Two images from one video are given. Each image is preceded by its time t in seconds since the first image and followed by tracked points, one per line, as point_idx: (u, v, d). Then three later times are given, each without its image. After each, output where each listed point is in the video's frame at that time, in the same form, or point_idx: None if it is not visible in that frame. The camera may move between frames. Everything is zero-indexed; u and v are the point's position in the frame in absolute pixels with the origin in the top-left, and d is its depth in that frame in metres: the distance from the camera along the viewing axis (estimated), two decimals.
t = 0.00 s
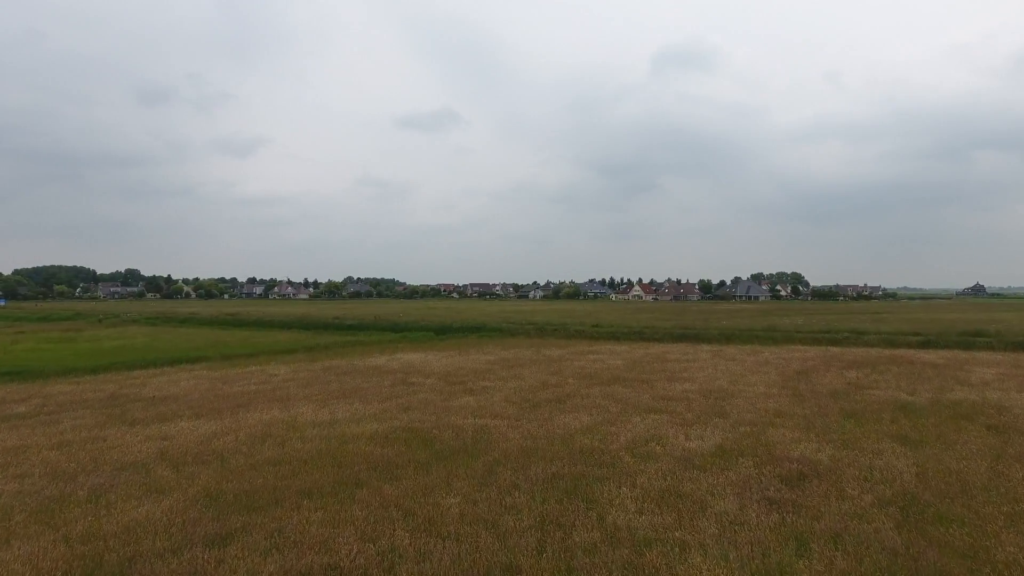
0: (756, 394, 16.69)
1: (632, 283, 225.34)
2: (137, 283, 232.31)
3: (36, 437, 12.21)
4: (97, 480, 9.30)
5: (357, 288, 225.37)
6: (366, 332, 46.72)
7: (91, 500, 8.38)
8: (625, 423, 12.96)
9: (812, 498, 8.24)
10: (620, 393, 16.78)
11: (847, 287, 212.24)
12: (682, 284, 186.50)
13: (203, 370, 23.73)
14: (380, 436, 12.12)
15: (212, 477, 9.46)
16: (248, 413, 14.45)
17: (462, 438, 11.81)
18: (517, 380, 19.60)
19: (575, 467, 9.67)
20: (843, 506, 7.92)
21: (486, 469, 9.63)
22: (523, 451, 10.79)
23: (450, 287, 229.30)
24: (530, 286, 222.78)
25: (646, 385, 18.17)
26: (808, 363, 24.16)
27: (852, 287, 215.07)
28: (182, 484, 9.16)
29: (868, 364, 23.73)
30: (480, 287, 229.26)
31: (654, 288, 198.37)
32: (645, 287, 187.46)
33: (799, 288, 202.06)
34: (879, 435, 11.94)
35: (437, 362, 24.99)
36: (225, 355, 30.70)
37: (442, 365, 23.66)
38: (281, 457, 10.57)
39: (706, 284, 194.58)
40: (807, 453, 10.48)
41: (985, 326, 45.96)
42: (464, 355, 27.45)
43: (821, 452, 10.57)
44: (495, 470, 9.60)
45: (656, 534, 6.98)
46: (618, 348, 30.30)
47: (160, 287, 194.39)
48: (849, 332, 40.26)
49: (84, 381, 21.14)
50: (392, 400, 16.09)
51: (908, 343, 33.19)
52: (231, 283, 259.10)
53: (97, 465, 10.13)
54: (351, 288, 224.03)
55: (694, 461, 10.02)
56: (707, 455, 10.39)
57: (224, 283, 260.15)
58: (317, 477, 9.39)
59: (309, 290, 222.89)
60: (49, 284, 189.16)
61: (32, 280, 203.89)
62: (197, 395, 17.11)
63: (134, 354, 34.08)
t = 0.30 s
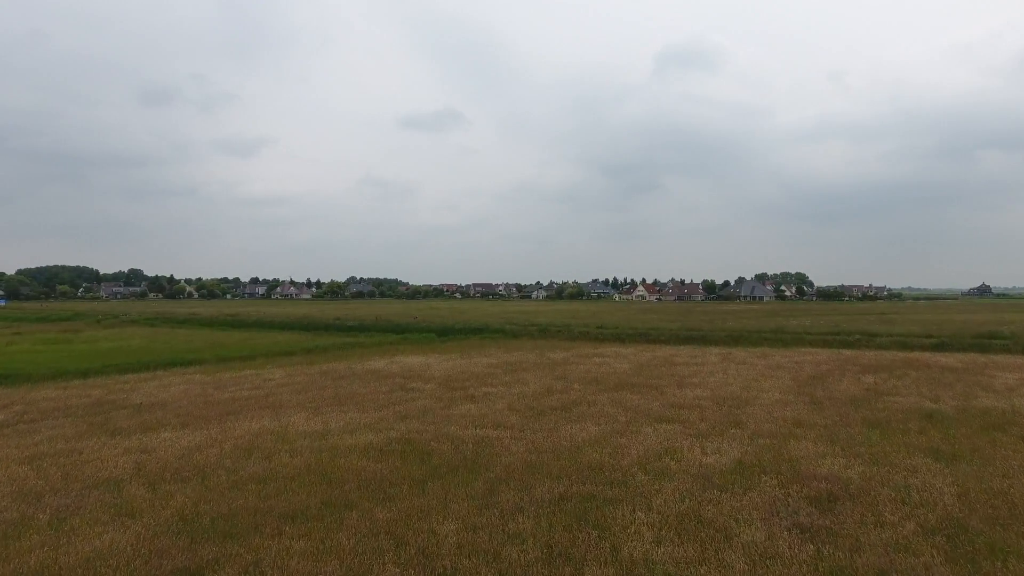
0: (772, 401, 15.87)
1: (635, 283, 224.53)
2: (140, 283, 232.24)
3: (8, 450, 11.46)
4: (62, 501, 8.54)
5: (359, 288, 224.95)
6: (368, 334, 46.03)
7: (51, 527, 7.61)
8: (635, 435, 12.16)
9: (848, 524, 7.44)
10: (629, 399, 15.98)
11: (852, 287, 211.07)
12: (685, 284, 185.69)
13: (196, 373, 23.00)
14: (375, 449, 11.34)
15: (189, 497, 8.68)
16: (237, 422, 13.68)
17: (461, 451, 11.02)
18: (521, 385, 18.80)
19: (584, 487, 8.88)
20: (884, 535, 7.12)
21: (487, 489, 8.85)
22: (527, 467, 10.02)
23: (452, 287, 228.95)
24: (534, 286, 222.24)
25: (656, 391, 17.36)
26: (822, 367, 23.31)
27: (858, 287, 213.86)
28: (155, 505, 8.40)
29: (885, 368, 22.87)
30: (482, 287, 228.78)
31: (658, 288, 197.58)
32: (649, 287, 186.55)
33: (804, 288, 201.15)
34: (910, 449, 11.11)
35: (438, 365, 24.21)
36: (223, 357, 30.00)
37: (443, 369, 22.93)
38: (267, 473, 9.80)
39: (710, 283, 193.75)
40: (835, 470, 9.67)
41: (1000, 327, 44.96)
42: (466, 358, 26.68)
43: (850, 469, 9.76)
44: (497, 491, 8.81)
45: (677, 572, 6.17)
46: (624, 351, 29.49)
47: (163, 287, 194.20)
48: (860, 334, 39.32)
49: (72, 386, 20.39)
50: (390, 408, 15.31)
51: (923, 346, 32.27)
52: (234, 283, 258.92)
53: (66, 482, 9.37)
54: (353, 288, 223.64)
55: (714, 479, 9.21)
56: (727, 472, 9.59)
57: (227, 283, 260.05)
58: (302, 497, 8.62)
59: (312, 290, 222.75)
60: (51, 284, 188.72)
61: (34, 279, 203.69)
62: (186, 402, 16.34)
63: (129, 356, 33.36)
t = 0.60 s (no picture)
0: (789, 414, 15.07)
1: (638, 283, 223.64)
2: (142, 283, 231.89)
3: None
4: (23, 535, 7.76)
5: (361, 288, 224.39)
6: (368, 336, 45.24)
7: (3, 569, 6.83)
8: (647, 454, 11.37)
9: (891, 567, 6.66)
10: (638, 412, 15.17)
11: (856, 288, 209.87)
12: (690, 284, 184.53)
13: (188, 381, 22.23)
14: (368, 470, 10.57)
15: (162, 530, 7.92)
16: (224, 438, 12.91)
17: (461, 474, 10.24)
18: (524, 395, 18.01)
19: (594, 519, 8.09)
20: None
21: (487, 521, 8.09)
22: (532, 493, 9.24)
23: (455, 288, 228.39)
24: (536, 286, 221.91)
25: (666, 402, 16.57)
26: (837, 374, 22.49)
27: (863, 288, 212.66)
28: (124, 540, 7.63)
29: (902, 376, 22.04)
30: (485, 287, 228.22)
31: (661, 288, 196.75)
32: (653, 288, 186.07)
33: (807, 288, 200.15)
34: (944, 471, 10.31)
35: (438, 372, 23.41)
36: (218, 362, 29.23)
37: (444, 377, 22.13)
38: (249, 500, 9.03)
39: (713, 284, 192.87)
40: (868, 498, 8.88)
41: (1012, 330, 44.08)
42: (468, 364, 25.88)
43: (884, 497, 8.97)
44: (500, 524, 8.02)
45: None
46: (630, 356, 28.67)
47: (165, 287, 194.08)
48: (871, 337, 38.43)
49: (58, 395, 19.61)
50: (386, 421, 14.53)
51: (937, 351, 31.42)
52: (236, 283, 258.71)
53: (31, 511, 8.58)
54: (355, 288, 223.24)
55: (737, 509, 8.42)
56: (749, 500, 8.81)
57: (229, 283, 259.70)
58: (286, 531, 7.84)
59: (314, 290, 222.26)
60: (53, 285, 188.49)
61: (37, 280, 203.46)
62: (173, 415, 15.58)
63: (123, 360, 32.59)
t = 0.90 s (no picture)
0: (807, 430, 14.26)
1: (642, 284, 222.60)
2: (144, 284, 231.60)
3: None
4: None
5: (363, 288, 223.77)
6: (368, 340, 44.46)
7: None
8: (661, 479, 10.57)
9: None
10: (649, 427, 14.33)
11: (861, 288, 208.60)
12: (693, 285, 183.24)
13: (179, 391, 21.44)
14: (360, 498, 9.79)
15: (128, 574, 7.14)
16: (209, 458, 12.12)
17: (460, 503, 9.45)
18: (528, 408, 17.20)
19: (606, 561, 7.29)
20: None
21: (489, 564, 7.30)
22: (538, 528, 8.44)
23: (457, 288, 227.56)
24: (539, 287, 220.99)
25: (677, 416, 15.75)
26: (852, 384, 21.67)
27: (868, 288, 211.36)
28: None
29: (920, 386, 21.21)
30: (487, 288, 227.37)
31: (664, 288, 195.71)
32: (656, 288, 185.06)
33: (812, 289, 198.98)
34: (984, 500, 9.50)
35: (438, 381, 22.59)
36: (214, 369, 28.46)
37: (444, 386, 21.27)
38: (228, 535, 8.26)
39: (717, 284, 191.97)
40: (907, 535, 8.08)
41: None
42: (469, 371, 25.09)
43: (924, 533, 8.16)
44: (502, 567, 7.24)
45: None
46: (636, 363, 27.84)
47: (167, 288, 193.65)
48: (882, 342, 37.52)
49: (42, 406, 18.83)
50: (382, 438, 13.74)
51: (952, 357, 30.53)
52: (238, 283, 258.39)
53: None
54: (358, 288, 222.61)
55: (765, 549, 7.61)
56: (776, 537, 8.02)
57: (231, 283, 259.44)
58: None
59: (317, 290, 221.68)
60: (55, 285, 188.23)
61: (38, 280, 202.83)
62: (158, 430, 14.79)
63: (117, 366, 31.85)
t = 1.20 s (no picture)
0: (828, 448, 13.42)
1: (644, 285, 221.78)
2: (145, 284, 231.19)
3: None
4: None
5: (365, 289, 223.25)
6: (367, 344, 43.67)
7: None
8: (676, 509, 9.75)
9: None
10: (660, 445, 13.51)
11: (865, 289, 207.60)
12: (696, 285, 182.33)
13: (169, 401, 20.64)
14: (349, 531, 8.97)
15: None
16: (191, 481, 11.32)
17: (458, 538, 8.63)
18: (531, 421, 16.37)
19: None
20: None
21: None
22: (544, 570, 7.62)
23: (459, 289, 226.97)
24: (541, 287, 220.34)
25: (689, 432, 14.91)
26: (868, 394, 20.81)
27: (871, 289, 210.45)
28: None
29: (940, 396, 20.33)
30: (489, 288, 226.73)
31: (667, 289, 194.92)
32: (659, 289, 184.22)
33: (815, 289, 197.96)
34: None
35: (438, 390, 21.77)
36: (208, 376, 27.68)
37: (444, 396, 20.46)
38: None
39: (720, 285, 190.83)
40: None
41: None
42: (470, 380, 24.27)
43: None
44: None
45: None
46: (642, 370, 27.00)
47: (168, 288, 193.19)
48: (893, 347, 36.63)
49: (23, 419, 18.03)
50: (377, 458, 12.93)
51: (967, 363, 29.63)
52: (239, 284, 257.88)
53: None
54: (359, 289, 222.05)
55: None
56: None
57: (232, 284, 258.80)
58: None
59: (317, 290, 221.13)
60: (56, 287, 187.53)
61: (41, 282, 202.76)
62: (141, 448, 13.98)
63: (109, 372, 31.06)
